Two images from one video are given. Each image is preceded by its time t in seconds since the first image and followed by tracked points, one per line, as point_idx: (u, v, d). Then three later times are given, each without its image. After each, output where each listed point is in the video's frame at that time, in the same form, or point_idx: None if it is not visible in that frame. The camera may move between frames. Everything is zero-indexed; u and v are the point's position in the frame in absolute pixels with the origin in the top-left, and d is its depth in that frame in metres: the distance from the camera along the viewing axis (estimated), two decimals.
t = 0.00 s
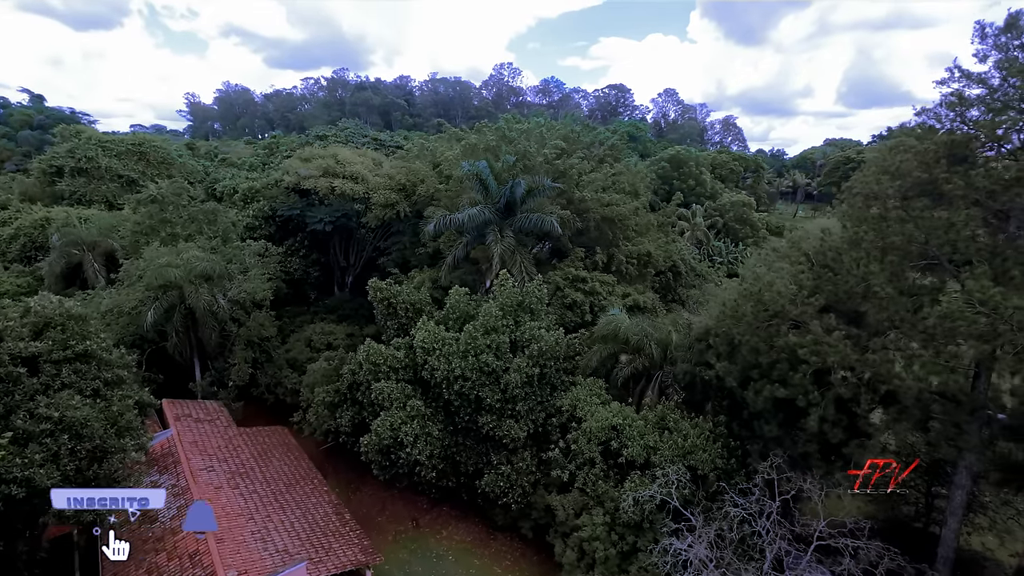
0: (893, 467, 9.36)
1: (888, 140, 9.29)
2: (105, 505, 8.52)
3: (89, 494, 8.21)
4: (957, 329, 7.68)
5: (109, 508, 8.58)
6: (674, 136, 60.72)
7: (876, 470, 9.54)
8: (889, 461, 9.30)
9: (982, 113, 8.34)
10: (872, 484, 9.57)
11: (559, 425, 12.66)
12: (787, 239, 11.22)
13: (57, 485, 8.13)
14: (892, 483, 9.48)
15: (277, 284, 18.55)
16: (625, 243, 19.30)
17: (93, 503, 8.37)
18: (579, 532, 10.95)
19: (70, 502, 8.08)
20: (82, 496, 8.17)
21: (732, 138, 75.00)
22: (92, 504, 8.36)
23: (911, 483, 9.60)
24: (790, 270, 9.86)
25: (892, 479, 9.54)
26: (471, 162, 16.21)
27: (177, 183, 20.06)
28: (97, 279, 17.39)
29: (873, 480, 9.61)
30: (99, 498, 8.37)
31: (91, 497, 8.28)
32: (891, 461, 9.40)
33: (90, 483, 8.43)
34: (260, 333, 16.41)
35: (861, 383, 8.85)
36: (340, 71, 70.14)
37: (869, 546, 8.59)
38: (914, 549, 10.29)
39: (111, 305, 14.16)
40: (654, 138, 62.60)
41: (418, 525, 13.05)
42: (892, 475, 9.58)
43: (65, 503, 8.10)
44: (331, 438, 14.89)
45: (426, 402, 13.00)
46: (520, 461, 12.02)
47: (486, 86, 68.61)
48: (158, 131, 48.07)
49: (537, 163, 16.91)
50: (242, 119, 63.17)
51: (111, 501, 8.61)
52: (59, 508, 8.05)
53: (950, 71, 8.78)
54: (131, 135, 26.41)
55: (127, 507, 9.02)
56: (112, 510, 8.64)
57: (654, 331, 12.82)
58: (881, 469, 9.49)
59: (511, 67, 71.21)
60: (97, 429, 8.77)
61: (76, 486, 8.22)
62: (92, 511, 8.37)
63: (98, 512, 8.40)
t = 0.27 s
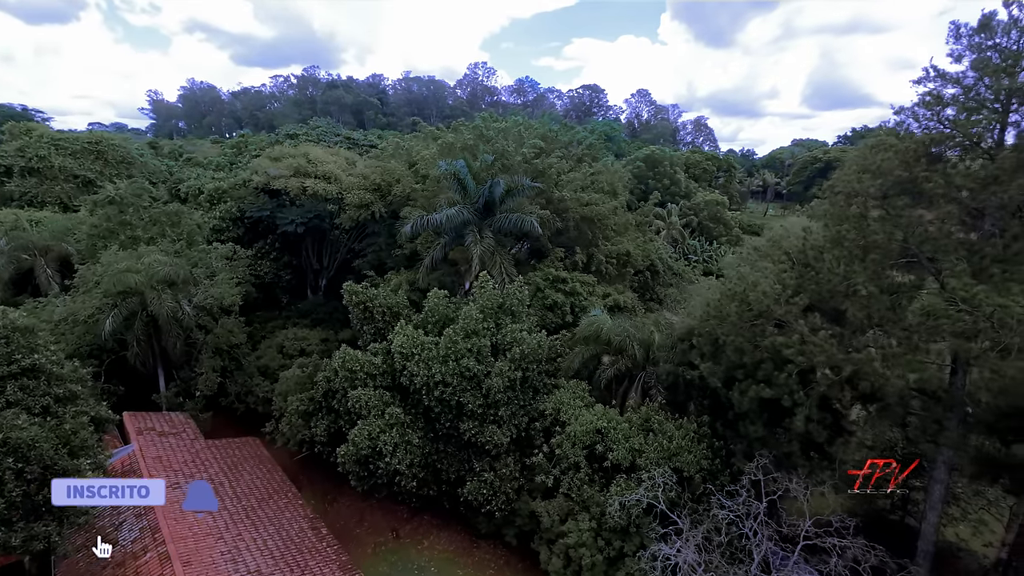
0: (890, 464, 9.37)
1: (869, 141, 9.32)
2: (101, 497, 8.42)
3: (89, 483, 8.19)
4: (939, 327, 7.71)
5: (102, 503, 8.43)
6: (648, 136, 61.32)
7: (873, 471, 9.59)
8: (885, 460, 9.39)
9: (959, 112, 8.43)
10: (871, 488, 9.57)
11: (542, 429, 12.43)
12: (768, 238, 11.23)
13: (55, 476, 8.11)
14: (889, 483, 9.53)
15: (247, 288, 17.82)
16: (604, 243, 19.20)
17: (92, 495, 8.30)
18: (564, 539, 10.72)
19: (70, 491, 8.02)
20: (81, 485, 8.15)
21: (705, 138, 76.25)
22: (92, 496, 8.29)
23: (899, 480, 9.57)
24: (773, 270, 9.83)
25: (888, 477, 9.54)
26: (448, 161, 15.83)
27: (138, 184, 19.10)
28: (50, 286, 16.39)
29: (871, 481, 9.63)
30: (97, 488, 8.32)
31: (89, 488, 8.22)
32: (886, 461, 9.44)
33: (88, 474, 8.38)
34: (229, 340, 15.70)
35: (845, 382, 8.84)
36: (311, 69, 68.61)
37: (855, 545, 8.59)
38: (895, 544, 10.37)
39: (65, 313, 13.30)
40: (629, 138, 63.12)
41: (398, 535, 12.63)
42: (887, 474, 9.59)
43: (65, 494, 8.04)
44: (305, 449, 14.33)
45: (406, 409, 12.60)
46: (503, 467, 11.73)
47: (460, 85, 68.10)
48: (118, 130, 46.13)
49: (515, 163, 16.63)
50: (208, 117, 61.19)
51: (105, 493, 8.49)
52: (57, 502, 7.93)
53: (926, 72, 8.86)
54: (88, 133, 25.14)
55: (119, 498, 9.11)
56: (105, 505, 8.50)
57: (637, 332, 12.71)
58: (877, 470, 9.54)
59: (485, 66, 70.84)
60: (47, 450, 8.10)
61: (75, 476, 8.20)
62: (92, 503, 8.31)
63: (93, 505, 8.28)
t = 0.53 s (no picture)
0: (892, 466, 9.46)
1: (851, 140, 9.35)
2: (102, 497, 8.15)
3: (85, 483, 8.14)
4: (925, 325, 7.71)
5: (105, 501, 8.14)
6: (626, 136, 61.73)
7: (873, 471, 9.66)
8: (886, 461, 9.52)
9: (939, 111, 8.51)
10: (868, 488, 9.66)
11: (528, 434, 12.21)
12: (752, 237, 11.21)
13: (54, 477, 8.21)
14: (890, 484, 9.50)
15: (219, 292, 17.17)
16: (587, 243, 19.08)
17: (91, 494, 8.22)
18: (552, 545, 10.51)
19: (69, 490, 8.10)
20: (80, 486, 8.14)
21: (681, 138, 77.17)
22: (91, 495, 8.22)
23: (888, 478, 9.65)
24: (758, 269, 9.78)
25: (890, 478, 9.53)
26: (428, 161, 15.50)
27: (101, 185, 18.26)
28: (6, 293, 15.52)
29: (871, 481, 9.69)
30: (94, 487, 8.14)
31: (88, 487, 8.14)
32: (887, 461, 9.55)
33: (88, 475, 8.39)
34: (201, 347, 15.08)
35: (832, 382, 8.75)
36: (285, 67, 67.20)
37: (843, 544, 8.55)
38: (880, 541, 10.42)
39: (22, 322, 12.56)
40: (607, 138, 63.44)
41: (381, 546, 12.24)
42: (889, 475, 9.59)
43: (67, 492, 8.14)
44: (283, 458, 13.83)
45: (387, 416, 12.23)
46: (489, 474, 11.46)
47: (438, 84, 67.54)
48: (81, 129, 44.36)
49: (497, 162, 16.38)
50: (177, 116, 59.37)
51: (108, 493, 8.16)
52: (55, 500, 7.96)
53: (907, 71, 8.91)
54: (48, 131, 24.02)
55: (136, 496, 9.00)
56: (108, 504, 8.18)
57: (622, 333, 12.59)
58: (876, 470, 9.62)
59: (463, 65, 70.41)
60: None
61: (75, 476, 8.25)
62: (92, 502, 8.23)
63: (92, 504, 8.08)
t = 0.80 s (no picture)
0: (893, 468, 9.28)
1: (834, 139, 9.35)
2: (103, 496, 10.60)
3: (85, 483, 10.35)
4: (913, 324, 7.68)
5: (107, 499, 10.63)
6: (603, 136, 62.03)
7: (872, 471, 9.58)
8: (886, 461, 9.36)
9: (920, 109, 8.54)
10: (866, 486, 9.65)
11: (513, 439, 11.93)
12: (737, 236, 11.15)
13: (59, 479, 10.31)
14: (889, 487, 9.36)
15: (186, 298, 16.42)
16: (568, 243, 18.91)
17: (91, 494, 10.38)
18: (540, 554, 10.25)
19: (70, 489, 10.17)
20: (80, 486, 10.28)
21: (657, 138, 77.99)
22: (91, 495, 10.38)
23: (882, 478, 9.55)
24: (744, 269, 9.70)
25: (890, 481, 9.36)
26: (406, 160, 15.09)
27: (57, 185, 17.30)
28: None
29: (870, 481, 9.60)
30: (95, 488, 10.48)
31: (89, 489, 10.39)
32: (888, 461, 9.39)
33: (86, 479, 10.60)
34: (167, 356, 14.36)
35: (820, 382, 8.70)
36: (255, 64, 65.49)
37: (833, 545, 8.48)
38: (866, 539, 10.42)
39: None
40: (585, 138, 63.64)
41: (361, 559, 11.80)
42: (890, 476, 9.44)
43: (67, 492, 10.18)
44: (257, 471, 13.25)
45: (367, 424, 11.81)
46: (473, 482, 11.13)
47: (414, 83, 66.78)
48: (37, 127, 42.32)
49: (477, 161, 16.05)
50: (142, 114, 57.27)
51: (108, 493, 10.69)
52: (57, 500, 9.97)
53: (888, 70, 8.91)
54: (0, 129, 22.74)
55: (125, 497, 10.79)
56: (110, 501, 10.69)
57: (606, 334, 12.43)
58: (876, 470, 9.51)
59: (439, 64, 69.78)
60: None
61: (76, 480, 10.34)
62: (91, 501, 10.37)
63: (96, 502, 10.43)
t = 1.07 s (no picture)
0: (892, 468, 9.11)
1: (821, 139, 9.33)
2: (102, 496, 10.23)
3: (84, 484, 10.12)
4: (905, 323, 7.62)
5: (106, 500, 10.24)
6: (585, 136, 62.12)
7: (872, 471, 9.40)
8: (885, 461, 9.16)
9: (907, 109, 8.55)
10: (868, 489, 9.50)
11: (501, 445, 11.68)
12: (725, 236, 11.08)
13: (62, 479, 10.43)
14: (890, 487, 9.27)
15: (159, 302, 15.80)
16: (554, 243, 18.71)
17: (90, 495, 10.20)
18: (530, 562, 10.01)
19: (68, 490, 10.18)
20: (78, 487, 10.11)
21: (638, 138, 78.53)
22: (90, 496, 10.19)
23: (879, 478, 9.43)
24: (734, 269, 9.62)
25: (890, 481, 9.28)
26: (388, 159, 14.72)
27: (20, 187, 16.53)
28: None
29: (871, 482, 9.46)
30: (93, 489, 10.16)
31: (87, 489, 10.11)
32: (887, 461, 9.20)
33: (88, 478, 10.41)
34: (139, 364, 13.76)
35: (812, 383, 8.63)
36: (231, 62, 63.99)
37: (827, 547, 8.41)
38: (855, 536, 10.44)
39: None
40: (567, 138, 63.71)
41: (346, 572, 11.40)
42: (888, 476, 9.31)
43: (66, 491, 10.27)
44: (235, 482, 12.75)
45: (350, 432, 11.43)
46: (461, 490, 10.84)
47: (395, 82, 66.03)
48: None
49: (461, 161, 15.75)
50: (112, 112, 55.46)
51: (107, 493, 10.28)
52: (56, 501, 10.13)
53: (874, 70, 8.91)
54: None
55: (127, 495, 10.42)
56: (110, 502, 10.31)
57: (595, 335, 12.29)
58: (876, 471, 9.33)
59: (420, 63, 69.11)
60: None
61: (75, 480, 10.26)
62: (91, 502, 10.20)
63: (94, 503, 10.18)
